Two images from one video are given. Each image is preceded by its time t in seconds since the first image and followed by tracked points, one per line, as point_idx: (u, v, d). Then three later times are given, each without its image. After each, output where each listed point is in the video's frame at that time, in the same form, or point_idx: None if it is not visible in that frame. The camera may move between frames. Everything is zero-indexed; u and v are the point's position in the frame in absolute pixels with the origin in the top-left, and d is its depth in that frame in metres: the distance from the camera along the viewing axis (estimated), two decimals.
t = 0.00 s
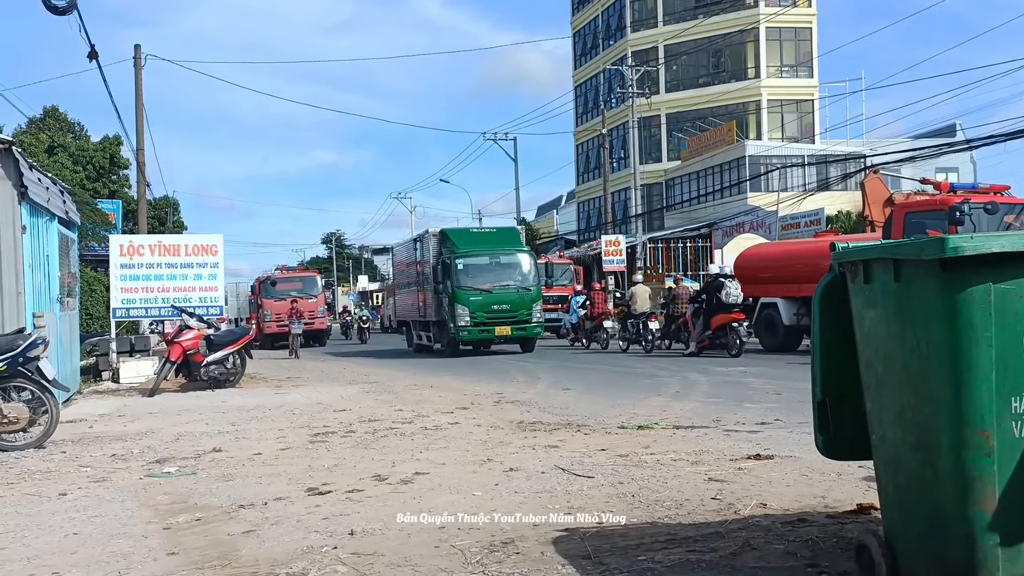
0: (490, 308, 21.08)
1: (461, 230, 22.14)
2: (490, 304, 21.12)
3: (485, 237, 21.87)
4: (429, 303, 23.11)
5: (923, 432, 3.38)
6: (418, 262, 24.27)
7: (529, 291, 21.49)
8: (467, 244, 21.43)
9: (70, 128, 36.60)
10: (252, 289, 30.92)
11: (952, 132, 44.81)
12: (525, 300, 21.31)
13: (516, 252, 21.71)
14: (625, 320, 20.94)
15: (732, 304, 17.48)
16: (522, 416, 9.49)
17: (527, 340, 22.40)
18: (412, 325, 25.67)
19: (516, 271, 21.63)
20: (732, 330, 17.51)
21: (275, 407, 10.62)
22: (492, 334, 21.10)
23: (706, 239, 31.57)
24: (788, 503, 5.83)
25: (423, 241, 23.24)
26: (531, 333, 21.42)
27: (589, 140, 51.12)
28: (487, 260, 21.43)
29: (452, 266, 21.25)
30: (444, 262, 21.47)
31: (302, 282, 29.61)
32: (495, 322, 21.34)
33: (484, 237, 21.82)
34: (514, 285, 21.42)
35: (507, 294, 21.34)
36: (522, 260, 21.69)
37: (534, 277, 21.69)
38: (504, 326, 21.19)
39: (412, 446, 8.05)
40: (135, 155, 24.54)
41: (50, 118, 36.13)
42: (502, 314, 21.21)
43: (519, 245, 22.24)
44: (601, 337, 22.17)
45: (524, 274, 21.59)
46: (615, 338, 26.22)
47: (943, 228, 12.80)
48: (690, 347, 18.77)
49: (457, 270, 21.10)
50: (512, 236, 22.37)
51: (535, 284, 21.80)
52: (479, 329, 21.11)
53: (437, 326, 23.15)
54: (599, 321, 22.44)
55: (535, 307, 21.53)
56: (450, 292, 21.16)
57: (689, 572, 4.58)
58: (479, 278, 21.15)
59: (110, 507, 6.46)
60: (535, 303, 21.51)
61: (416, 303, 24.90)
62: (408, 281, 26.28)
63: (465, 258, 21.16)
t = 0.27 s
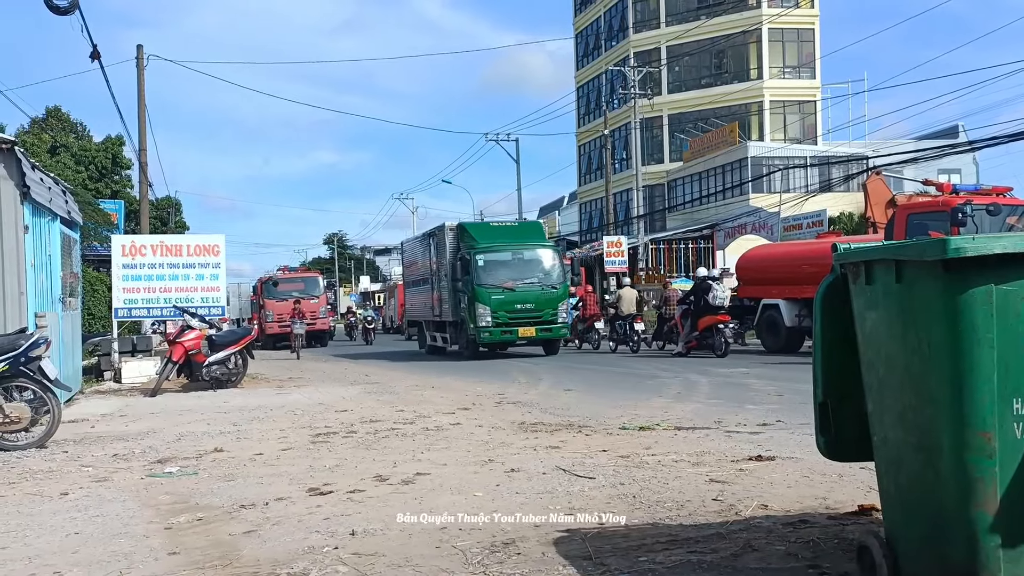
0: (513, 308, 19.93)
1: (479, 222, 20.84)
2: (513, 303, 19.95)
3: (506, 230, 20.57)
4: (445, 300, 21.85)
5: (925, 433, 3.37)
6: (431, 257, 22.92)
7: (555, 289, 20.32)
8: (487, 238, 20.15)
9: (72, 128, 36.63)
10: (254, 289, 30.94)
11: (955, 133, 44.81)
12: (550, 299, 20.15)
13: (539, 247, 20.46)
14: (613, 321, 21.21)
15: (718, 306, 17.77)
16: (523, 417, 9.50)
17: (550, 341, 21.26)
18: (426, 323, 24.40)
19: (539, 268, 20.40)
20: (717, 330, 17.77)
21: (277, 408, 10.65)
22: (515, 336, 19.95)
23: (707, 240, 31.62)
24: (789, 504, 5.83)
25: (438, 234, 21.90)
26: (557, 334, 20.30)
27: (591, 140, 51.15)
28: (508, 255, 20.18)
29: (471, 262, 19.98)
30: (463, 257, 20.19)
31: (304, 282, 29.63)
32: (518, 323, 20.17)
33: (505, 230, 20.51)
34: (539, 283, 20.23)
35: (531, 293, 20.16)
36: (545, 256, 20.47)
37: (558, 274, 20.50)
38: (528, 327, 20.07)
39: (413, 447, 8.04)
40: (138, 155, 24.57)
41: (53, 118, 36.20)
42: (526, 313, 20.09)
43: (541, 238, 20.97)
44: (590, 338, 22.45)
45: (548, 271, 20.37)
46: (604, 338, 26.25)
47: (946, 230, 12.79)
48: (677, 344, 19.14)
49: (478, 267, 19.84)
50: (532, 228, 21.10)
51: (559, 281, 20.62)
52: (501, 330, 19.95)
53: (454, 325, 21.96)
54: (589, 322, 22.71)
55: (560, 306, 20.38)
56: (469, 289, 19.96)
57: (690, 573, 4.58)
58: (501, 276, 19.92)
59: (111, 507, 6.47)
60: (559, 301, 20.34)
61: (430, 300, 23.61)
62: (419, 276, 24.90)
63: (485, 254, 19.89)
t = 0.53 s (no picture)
0: (541, 306, 18.73)
1: (503, 215, 19.68)
2: (542, 301, 18.75)
3: (532, 224, 19.46)
4: (467, 298, 20.61)
5: (929, 433, 3.37)
6: (450, 253, 21.69)
7: (586, 287, 19.14)
8: (513, 232, 18.99)
9: (76, 127, 36.70)
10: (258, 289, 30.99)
11: (959, 134, 44.75)
12: (581, 296, 18.96)
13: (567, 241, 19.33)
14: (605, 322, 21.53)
15: (705, 308, 18.08)
16: (526, 416, 9.50)
17: (579, 342, 20.05)
18: (444, 323, 23.09)
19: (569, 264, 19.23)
20: (704, 331, 17.99)
21: (280, 407, 10.68)
22: (545, 336, 18.74)
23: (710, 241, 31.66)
24: (792, 505, 5.82)
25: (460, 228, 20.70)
26: (589, 334, 19.09)
27: (594, 141, 51.18)
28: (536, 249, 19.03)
29: (497, 257, 18.80)
30: (487, 253, 19.03)
31: (308, 282, 29.67)
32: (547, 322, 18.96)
33: (530, 224, 19.38)
34: (568, 280, 19.04)
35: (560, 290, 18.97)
36: (575, 251, 19.30)
37: (588, 270, 19.31)
38: (558, 327, 18.83)
39: (416, 446, 8.05)
40: (141, 155, 24.61)
41: (57, 117, 36.27)
42: (555, 312, 18.88)
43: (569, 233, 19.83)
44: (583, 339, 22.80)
45: (577, 267, 19.20)
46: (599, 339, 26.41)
47: (950, 230, 12.77)
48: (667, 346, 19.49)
49: (504, 262, 18.67)
50: (560, 222, 19.96)
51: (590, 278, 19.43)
52: (529, 330, 18.72)
53: (476, 325, 20.75)
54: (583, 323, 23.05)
55: (591, 305, 19.18)
56: (495, 287, 18.77)
57: (692, 573, 4.58)
58: (528, 272, 18.75)
59: (114, 506, 6.48)
60: (590, 299, 19.15)
61: (448, 299, 22.35)
62: (434, 274, 23.58)
63: (512, 249, 18.73)
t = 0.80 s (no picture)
0: (575, 303, 17.21)
1: (530, 205, 18.26)
2: (575, 298, 17.23)
3: (563, 214, 17.98)
4: (489, 294, 19.10)
5: (929, 434, 3.38)
6: (470, 246, 20.18)
7: (623, 283, 17.60)
8: (543, 223, 17.55)
9: (78, 126, 36.68)
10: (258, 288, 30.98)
11: (960, 134, 44.74)
12: (618, 293, 17.42)
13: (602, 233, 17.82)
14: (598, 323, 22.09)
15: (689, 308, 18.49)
16: (527, 416, 9.51)
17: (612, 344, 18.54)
18: (462, 321, 21.52)
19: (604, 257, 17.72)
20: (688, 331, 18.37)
21: (280, 406, 10.68)
22: (578, 337, 17.22)
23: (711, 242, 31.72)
24: (792, 505, 5.82)
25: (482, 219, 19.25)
26: (626, 335, 17.55)
27: (595, 141, 51.20)
28: (568, 242, 17.59)
29: (527, 249, 17.31)
30: (516, 245, 17.56)
31: (308, 281, 29.67)
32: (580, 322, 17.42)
33: (561, 213, 17.90)
34: (604, 275, 17.51)
35: (594, 287, 17.49)
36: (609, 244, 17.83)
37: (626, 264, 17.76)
38: (592, 327, 17.30)
39: (416, 446, 8.06)
40: (143, 154, 24.59)
41: (58, 115, 36.26)
42: (589, 311, 17.33)
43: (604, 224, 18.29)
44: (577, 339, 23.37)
45: (614, 261, 17.66)
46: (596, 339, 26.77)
47: (951, 231, 12.75)
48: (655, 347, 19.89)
49: (534, 255, 17.20)
50: (591, 213, 18.48)
51: (628, 273, 17.87)
52: (562, 330, 17.21)
53: (499, 324, 19.24)
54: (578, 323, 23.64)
55: (627, 303, 17.67)
56: (524, 282, 17.28)
57: (693, 573, 4.58)
58: (559, 266, 17.27)
59: (115, 504, 6.48)
60: (627, 297, 17.64)
61: (467, 295, 20.82)
62: (450, 268, 22.06)
63: (542, 241, 17.29)
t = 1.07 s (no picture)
0: (614, 302, 15.69)
1: (563, 194, 16.76)
2: (615, 295, 15.70)
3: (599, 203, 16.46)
4: (515, 291, 17.72)
5: (928, 434, 3.38)
6: (492, 239, 18.81)
7: (666, 278, 16.05)
8: (578, 213, 16.06)
9: (78, 125, 36.67)
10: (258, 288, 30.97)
11: (960, 136, 44.75)
12: (661, 290, 15.89)
13: (642, 224, 16.30)
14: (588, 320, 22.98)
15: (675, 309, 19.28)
16: (527, 416, 9.51)
17: (651, 347, 17.16)
18: (484, 320, 20.18)
19: (646, 251, 16.18)
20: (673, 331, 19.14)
21: (280, 405, 10.68)
22: (617, 339, 15.74)
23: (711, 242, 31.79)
24: (792, 506, 5.83)
25: (506, 209, 17.83)
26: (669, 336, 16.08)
27: (596, 141, 51.21)
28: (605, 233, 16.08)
29: (561, 242, 15.78)
30: (549, 237, 16.02)
31: (308, 281, 29.67)
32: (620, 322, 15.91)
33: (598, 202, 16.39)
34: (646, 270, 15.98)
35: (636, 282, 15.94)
36: (650, 236, 16.31)
37: (669, 259, 16.21)
38: (633, 328, 15.80)
39: (414, 446, 8.06)
40: (142, 153, 24.58)
41: (58, 115, 36.22)
42: (630, 309, 15.79)
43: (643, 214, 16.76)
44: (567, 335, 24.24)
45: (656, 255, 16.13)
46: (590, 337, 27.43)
47: (951, 232, 12.76)
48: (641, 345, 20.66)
49: (568, 249, 15.68)
50: (628, 202, 16.97)
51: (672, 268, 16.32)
52: (600, 331, 15.70)
53: (527, 323, 17.89)
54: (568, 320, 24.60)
55: (671, 301, 16.15)
56: (559, 279, 15.76)
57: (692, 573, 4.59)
58: (597, 261, 15.75)
59: (113, 503, 6.47)
60: (670, 294, 16.12)
61: (489, 292, 19.42)
62: (470, 264, 20.71)
63: (578, 232, 15.78)
